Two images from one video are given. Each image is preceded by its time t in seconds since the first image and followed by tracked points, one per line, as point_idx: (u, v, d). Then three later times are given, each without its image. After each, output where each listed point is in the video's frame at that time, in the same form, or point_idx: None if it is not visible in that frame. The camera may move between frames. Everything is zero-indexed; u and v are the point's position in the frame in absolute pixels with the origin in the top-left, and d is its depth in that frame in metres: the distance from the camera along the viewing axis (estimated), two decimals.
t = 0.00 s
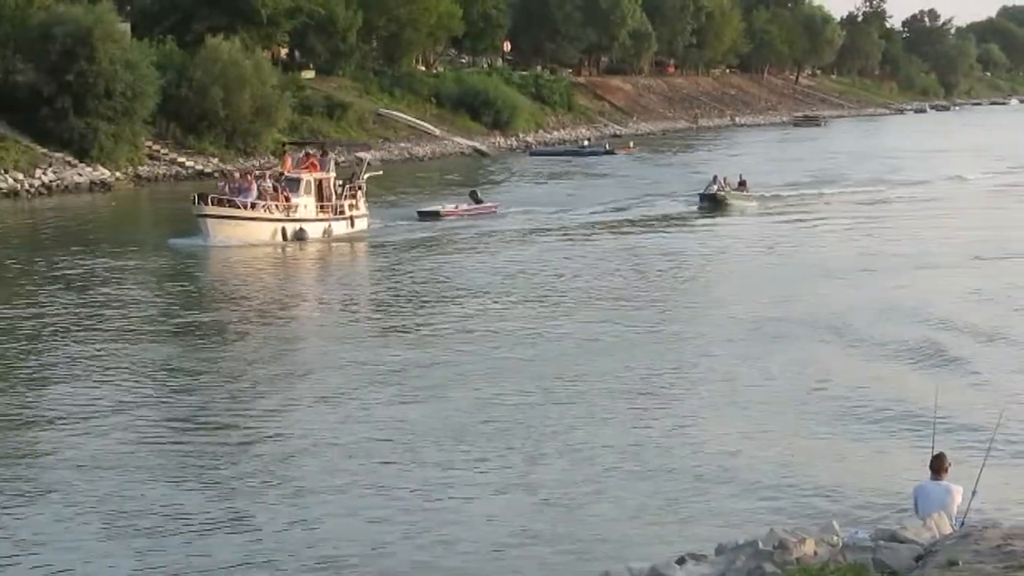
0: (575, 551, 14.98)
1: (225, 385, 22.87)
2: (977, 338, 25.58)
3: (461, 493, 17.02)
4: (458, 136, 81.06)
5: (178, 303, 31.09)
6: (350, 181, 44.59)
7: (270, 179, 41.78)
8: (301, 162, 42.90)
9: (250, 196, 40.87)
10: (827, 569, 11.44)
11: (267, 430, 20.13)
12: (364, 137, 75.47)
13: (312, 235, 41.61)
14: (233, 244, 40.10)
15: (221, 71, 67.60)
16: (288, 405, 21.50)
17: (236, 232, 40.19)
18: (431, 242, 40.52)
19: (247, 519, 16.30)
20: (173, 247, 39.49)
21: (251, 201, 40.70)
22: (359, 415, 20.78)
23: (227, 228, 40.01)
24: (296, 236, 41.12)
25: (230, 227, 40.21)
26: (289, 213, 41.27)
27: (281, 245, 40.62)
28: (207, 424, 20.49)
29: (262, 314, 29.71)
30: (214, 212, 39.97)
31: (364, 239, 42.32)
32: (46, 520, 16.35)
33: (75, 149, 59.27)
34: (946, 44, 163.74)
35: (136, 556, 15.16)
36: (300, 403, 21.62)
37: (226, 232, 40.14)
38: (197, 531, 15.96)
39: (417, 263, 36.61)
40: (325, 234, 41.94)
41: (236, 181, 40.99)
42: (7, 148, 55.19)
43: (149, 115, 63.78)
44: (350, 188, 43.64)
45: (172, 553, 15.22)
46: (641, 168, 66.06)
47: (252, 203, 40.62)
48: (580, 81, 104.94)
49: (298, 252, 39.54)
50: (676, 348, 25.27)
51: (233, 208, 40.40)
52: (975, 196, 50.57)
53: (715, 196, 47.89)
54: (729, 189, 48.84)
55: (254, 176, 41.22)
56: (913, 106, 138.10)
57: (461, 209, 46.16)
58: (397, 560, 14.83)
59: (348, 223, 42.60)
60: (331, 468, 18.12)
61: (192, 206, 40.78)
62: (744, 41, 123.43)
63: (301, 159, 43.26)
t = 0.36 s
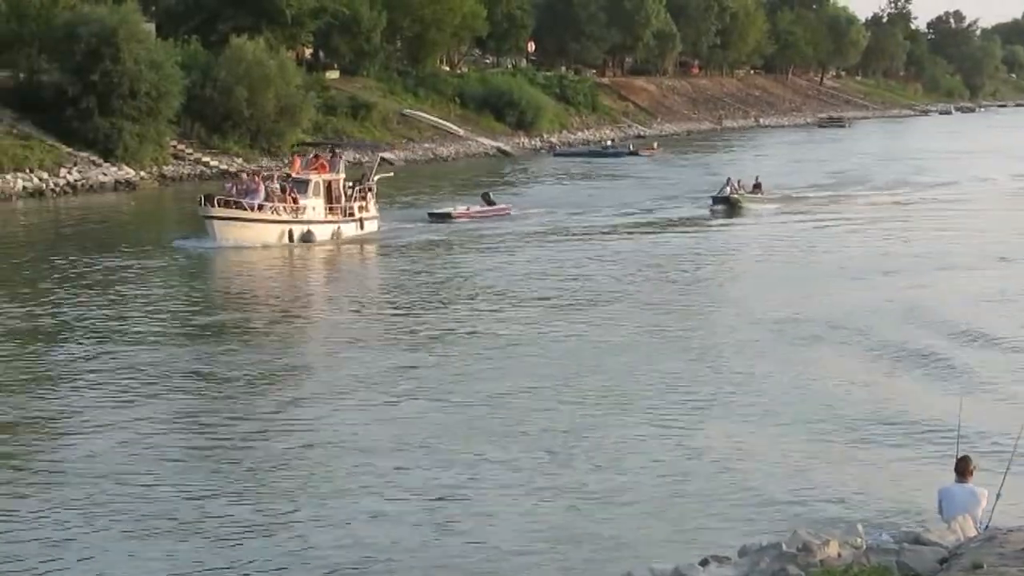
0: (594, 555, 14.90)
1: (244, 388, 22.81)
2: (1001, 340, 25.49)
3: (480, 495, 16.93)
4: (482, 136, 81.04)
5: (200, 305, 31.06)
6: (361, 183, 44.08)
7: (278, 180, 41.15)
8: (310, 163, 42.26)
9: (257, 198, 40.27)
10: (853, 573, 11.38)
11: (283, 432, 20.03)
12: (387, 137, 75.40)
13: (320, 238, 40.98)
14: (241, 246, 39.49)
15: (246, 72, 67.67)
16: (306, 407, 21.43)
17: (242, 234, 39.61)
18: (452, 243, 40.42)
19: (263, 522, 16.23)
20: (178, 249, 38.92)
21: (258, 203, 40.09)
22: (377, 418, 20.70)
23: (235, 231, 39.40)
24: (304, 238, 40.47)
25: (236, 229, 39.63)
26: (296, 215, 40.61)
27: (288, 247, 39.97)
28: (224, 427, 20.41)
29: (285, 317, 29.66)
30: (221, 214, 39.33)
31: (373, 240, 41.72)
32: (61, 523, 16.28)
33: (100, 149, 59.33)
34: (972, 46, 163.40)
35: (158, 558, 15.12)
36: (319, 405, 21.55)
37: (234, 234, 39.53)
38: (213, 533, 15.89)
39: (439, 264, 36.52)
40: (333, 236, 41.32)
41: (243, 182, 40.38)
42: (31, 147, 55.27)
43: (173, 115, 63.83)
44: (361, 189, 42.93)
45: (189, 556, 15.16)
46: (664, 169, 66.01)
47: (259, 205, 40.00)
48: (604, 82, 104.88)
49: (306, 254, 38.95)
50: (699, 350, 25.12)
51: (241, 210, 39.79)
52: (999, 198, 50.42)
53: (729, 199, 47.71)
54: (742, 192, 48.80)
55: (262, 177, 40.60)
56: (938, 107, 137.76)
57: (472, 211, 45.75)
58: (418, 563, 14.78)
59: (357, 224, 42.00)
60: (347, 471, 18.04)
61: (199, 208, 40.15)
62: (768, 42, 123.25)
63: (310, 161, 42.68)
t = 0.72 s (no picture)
0: (617, 557, 14.93)
1: (267, 389, 22.86)
2: None
3: (502, 497, 16.97)
4: (507, 137, 81.06)
5: (229, 306, 31.15)
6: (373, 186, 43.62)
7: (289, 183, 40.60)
8: (322, 165, 41.77)
9: (268, 201, 39.77)
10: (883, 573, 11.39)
11: (307, 434, 20.05)
12: (413, 137, 75.42)
13: (331, 241, 40.36)
14: (252, 249, 38.92)
15: (272, 73, 67.78)
16: (331, 409, 21.51)
17: (254, 237, 39.03)
18: (476, 244, 40.41)
19: (289, 523, 16.28)
20: (187, 254, 38.35)
21: (269, 206, 39.52)
22: (401, 419, 20.77)
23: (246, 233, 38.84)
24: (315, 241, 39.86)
25: (247, 232, 39.08)
26: (307, 218, 40.01)
27: (299, 250, 39.37)
28: (247, 428, 20.47)
29: (309, 318, 29.76)
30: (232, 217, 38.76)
31: (386, 243, 41.12)
32: (88, 523, 16.36)
33: (127, 150, 59.48)
34: (999, 47, 163.11)
35: (184, 560, 15.14)
36: (343, 407, 21.62)
37: (244, 236, 38.95)
38: (237, 533, 15.95)
39: (466, 265, 36.61)
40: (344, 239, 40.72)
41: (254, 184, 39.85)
42: (59, 148, 55.44)
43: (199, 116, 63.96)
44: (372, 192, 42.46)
45: (213, 558, 15.18)
46: (690, 170, 66.01)
47: (269, 208, 39.42)
48: (629, 83, 104.85)
49: (318, 258, 38.34)
50: (727, 350, 25.17)
51: (252, 212, 39.23)
52: None
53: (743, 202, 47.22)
54: (756, 196, 48.41)
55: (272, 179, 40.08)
56: (965, 108, 137.47)
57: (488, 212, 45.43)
58: (442, 565, 14.78)
59: (369, 227, 41.43)
60: (369, 472, 18.09)
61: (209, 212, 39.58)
62: (794, 42, 123.14)
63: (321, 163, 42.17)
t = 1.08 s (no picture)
0: (640, 562, 14.86)
1: (292, 393, 22.83)
2: None
3: (525, 501, 16.90)
4: (536, 139, 81.00)
5: (257, 309, 31.16)
6: (389, 189, 43.20)
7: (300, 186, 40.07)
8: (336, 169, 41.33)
9: (280, 205, 39.22)
10: None
11: (331, 438, 20.03)
12: (442, 140, 75.40)
13: (344, 245, 39.84)
14: (263, 253, 38.40)
15: (302, 76, 67.86)
16: (355, 412, 21.45)
17: (265, 241, 38.52)
18: (502, 246, 40.28)
19: (316, 527, 16.25)
20: (198, 259, 37.85)
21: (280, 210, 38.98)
22: (426, 422, 20.69)
23: (257, 237, 38.35)
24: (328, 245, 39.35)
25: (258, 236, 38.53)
26: (321, 221, 39.49)
27: (311, 255, 38.87)
28: (270, 433, 20.41)
29: (340, 321, 29.77)
30: (242, 221, 38.25)
31: (400, 247, 40.66)
32: (115, 527, 16.39)
33: (157, 152, 59.58)
34: None
35: (213, 564, 15.13)
36: (366, 410, 21.61)
37: (255, 241, 38.42)
38: (261, 538, 15.91)
39: (492, 267, 36.56)
40: (357, 243, 40.22)
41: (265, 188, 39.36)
42: (89, 150, 55.59)
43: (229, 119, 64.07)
44: (387, 196, 41.92)
45: (241, 562, 15.16)
46: (718, 171, 65.88)
47: (281, 211, 38.89)
48: (659, 84, 104.75)
49: (331, 263, 37.78)
50: (759, 352, 25.08)
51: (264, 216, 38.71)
52: None
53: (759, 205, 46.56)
54: (773, 199, 47.74)
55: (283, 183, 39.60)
56: (996, 110, 137.11)
57: (504, 216, 45.10)
58: (469, 570, 14.74)
59: (383, 231, 40.93)
60: (392, 476, 18.03)
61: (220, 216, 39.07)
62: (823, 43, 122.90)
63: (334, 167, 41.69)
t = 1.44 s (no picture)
0: (661, 565, 14.86)
1: (314, 396, 22.90)
2: None
3: (546, 504, 16.89)
4: (560, 140, 80.98)
5: (279, 314, 31.24)
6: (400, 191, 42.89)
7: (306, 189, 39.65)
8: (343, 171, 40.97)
9: (286, 207, 38.65)
10: None
11: (352, 441, 20.02)
12: (465, 141, 75.42)
13: (350, 248, 39.45)
14: (268, 257, 38.00)
15: (326, 77, 67.95)
16: (382, 414, 21.50)
17: (271, 244, 38.11)
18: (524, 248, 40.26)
19: (338, 529, 16.25)
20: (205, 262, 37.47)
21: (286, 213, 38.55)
22: (447, 425, 20.73)
23: (262, 241, 37.95)
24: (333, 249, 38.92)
25: (264, 239, 38.12)
26: (327, 224, 39.08)
27: (317, 259, 38.46)
28: (291, 435, 20.48)
29: (365, 327, 29.93)
30: (247, 224, 37.86)
31: (410, 250, 40.33)
32: (139, 530, 16.40)
33: (181, 154, 59.67)
34: None
35: (236, 567, 15.14)
36: (387, 413, 21.59)
37: (260, 244, 38.01)
38: (285, 537, 16.00)
39: (514, 269, 36.51)
40: (364, 246, 39.83)
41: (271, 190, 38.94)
42: (113, 151, 55.70)
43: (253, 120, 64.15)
44: (396, 198, 41.56)
45: (264, 565, 15.17)
46: (742, 172, 65.79)
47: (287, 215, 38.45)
48: (683, 85, 104.65)
49: (339, 266, 37.42)
50: (790, 353, 25.07)
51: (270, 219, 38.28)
52: None
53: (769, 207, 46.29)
54: (784, 201, 47.39)
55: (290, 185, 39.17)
56: (1019, 111, 136.71)
57: (516, 220, 44.67)
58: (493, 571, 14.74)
59: (391, 234, 40.55)
60: (414, 478, 18.08)
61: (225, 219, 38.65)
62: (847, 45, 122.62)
63: (342, 169, 41.29)
